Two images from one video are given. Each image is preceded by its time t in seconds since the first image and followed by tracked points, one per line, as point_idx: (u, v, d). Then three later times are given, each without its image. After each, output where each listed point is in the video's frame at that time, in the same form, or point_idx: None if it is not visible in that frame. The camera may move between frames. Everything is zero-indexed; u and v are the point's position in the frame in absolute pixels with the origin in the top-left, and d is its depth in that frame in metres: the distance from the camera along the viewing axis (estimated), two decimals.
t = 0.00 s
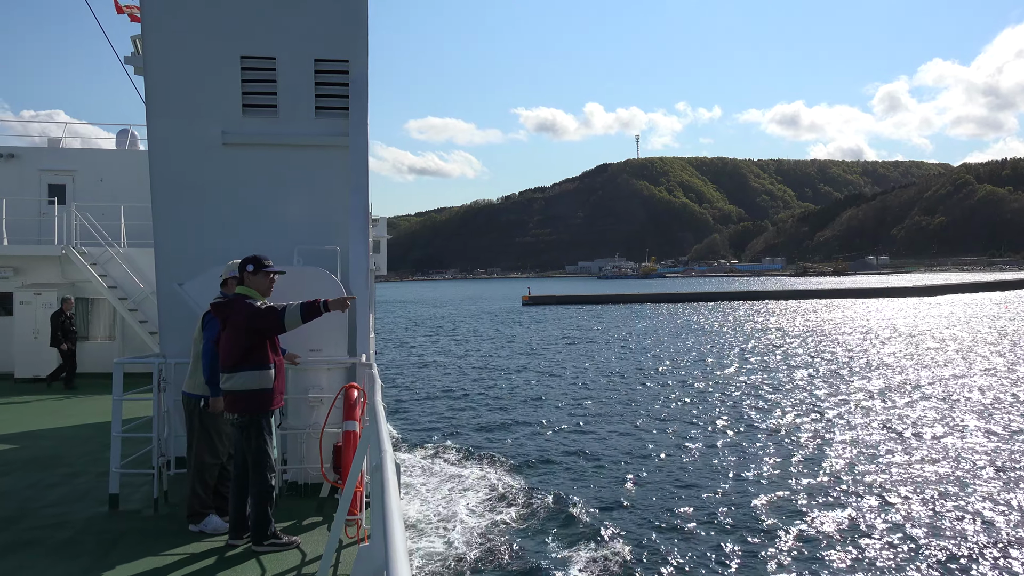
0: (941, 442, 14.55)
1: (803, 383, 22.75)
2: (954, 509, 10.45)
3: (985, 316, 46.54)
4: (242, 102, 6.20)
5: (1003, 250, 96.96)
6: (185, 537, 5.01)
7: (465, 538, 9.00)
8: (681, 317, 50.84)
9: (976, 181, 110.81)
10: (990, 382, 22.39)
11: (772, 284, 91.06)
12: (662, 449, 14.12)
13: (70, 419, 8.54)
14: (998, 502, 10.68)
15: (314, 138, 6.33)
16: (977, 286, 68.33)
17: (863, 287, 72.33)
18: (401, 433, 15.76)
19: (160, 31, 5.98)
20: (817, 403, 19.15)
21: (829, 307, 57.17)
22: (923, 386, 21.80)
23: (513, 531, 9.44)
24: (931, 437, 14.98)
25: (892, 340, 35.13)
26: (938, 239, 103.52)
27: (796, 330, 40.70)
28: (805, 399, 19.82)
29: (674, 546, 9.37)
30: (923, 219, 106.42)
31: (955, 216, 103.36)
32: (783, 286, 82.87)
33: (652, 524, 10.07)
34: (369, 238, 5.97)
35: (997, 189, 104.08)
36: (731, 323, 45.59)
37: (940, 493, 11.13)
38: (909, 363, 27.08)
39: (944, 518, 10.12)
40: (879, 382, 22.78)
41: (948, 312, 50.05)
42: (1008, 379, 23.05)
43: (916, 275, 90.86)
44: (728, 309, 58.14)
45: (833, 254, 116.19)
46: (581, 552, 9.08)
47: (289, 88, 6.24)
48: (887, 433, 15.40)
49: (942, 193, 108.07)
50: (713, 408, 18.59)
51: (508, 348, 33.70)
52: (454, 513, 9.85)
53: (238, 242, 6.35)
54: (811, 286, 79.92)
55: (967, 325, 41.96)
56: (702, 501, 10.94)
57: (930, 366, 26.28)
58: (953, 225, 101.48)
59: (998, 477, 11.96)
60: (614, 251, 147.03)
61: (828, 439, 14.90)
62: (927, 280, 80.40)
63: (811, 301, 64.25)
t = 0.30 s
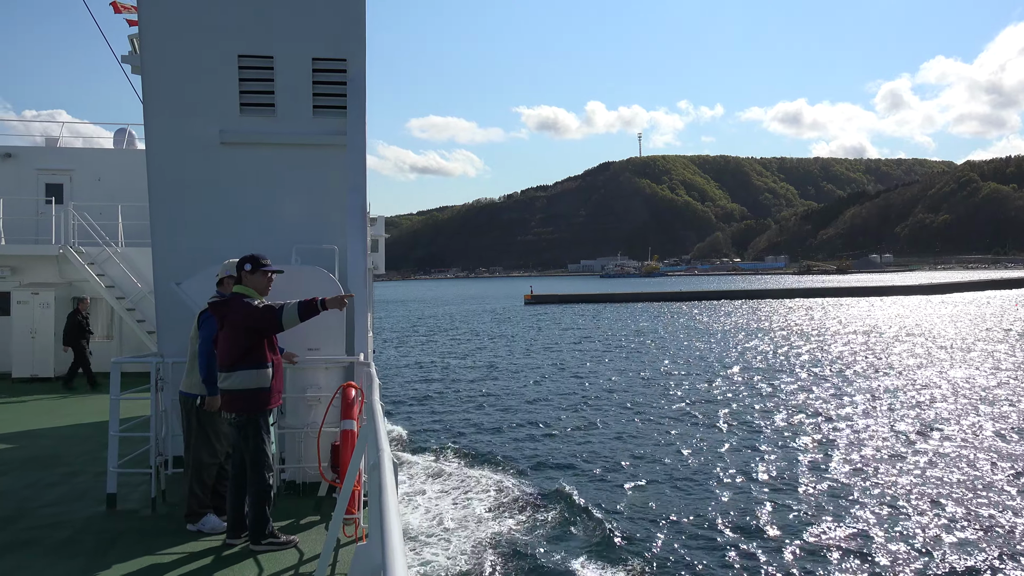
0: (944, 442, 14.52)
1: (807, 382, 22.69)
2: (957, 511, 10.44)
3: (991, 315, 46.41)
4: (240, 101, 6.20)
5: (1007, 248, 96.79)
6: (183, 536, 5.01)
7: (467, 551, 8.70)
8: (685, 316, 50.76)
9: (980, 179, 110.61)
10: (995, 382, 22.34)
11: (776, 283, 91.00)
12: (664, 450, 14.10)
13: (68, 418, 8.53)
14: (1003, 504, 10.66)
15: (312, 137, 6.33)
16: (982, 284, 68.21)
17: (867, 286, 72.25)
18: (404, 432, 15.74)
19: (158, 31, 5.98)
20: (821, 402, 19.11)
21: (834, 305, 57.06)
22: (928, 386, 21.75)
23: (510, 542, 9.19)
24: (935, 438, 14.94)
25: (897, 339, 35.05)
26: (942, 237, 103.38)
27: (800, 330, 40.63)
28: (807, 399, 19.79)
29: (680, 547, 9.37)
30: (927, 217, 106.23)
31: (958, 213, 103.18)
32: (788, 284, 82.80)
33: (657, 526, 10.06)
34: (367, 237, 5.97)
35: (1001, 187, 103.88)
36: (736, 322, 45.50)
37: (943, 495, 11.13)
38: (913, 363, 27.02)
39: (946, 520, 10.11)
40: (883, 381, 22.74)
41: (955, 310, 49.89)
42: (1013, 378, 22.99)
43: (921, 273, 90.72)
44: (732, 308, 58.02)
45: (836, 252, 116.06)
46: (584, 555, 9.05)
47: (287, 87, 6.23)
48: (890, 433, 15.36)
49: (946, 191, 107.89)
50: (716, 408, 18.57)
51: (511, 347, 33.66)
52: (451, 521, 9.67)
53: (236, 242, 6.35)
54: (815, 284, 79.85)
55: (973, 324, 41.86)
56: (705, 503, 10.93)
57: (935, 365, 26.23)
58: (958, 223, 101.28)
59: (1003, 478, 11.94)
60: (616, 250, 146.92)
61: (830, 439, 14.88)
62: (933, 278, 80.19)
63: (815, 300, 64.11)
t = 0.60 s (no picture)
0: (942, 441, 14.55)
1: (806, 382, 22.70)
2: (953, 508, 10.49)
3: (991, 314, 46.43)
4: (234, 100, 6.19)
5: (1007, 246, 96.85)
6: (177, 536, 5.00)
7: (464, 550, 8.61)
8: (685, 315, 50.73)
9: (980, 177, 110.69)
10: (994, 381, 22.36)
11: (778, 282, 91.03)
12: (662, 449, 14.10)
13: (59, 418, 8.50)
14: (1000, 502, 10.69)
15: (306, 135, 6.32)
16: (983, 283, 68.28)
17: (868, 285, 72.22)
18: (401, 432, 15.70)
19: (151, 30, 5.97)
20: (820, 402, 19.14)
21: (834, 305, 57.07)
22: (928, 385, 21.76)
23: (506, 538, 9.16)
24: (933, 437, 14.96)
25: (896, 338, 35.06)
26: (942, 236, 103.49)
27: (801, 329, 40.64)
28: (806, 398, 19.82)
29: (675, 542, 9.44)
30: (927, 216, 106.27)
31: (958, 212, 103.23)
32: (790, 284, 82.72)
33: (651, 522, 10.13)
34: (361, 236, 5.96)
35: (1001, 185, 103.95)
36: (736, 321, 45.51)
37: (940, 493, 11.17)
38: (913, 362, 27.04)
39: (942, 516, 10.18)
40: (882, 381, 22.75)
41: (956, 309, 49.88)
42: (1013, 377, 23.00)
43: (921, 272, 90.82)
44: (732, 307, 57.99)
45: (836, 251, 116.19)
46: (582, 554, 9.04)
47: (281, 86, 6.22)
48: (888, 433, 15.38)
49: (946, 190, 107.93)
50: (713, 407, 18.58)
51: (510, 347, 33.62)
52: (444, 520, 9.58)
53: (229, 241, 6.34)
54: (817, 283, 79.78)
55: (974, 323, 41.85)
56: (701, 500, 10.99)
57: (935, 365, 26.24)
58: (958, 221, 101.29)
59: (1000, 477, 11.97)
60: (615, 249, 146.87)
61: (827, 438, 14.90)
62: (934, 277, 80.32)
63: (815, 299, 64.10)
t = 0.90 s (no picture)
0: (944, 444, 14.53)
1: (808, 384, 22.64)
2: (956, 513, 10.47)
3: (994, 315, 46.38)
4: (230, 101, 6.18)
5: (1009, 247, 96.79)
6: (173, 538, 4.99)
7: (465, 559, 8.57)
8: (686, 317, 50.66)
9: (981, 178, 110.59)
10: (996, 383, 22.32)
11: (779, 283, 90.92)
12: (662, 452, 14.07)
13: (56, 420, 8.50)
14: (1002, 507, 10.67)
15: (302, 136, 6.31)
16: (985, 285, 68.22)
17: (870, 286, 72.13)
18: (401, 435, 15.67)
19: (147, 31, 5.96)
20: (821, 405, 19.11)
21: (836, 306, 57.03)
22: (930, 387, 21.71)
23: (508, 549, 9.11)
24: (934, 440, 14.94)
25: (898, 341, 35.02)
26: (943, 237, 103.44)
27: (803, 330, 40.58)
28: (806, 401, 19.78)
29: (682, 549, 9.42)
30: (928, 217, 106.24)
31: (960, 212, 103.13)
32: (792, 285, 82.63)
33: (657, 527, 10.13)
34: (358, 237, 5.94)
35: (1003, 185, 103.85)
36: (737, 323, 45.46)
37: (944, 497, 11.14)
38: (914, 364, 26.99)
39: (945, 522, 10.17)
40: (884, 383, 22.70)
41: (959, 311, 49.82)
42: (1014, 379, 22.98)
43: (923, 273, 90.73)
44: (734, 308, 57.96)
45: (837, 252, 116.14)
46: (582, 561, 9.00)
47: (276, 87, 6.21)
48: (889, 436, 15.35)
49: (947, 191, 107.89)
50: (714, 410, 18.57)
51: (511, 348, 33.56)
52: (444, 530, 9.48)
53: (225, 241, 6.33)
54: (819, 284, 79.69)
55: (976, 325, 41.78)
56: (704, 505, 10.97)
57: (936, 367, 26.20)
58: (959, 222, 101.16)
59: (1003, 482, 11.93)
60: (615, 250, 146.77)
61: (828, 442, 14.88)
62: (937, 278, 80.19)
63: (817, 301, 63.97)
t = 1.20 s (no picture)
0: (951, 447, 14.48)
1: (815, 388, 22.55)
2: (965, 515, 10.45)
3: (1002, 317, 46.19)
4: (231, 103, 6.18)
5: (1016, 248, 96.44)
6: (175, 540, 4.98)
7: (471, 564, 8.54)
8: (692, 319, 50.56)
9: (987, 178, 110.28)
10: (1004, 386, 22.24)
11: (786, 285, 90.69)
12: (668, 455, 14.04)
13: (57, 422, 8.51)
14: (1009, 510, 10.63)
15: (303, 139, 6.31)
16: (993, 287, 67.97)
17: (877, 288, 71.89)
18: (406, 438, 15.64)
19: (149, 35, 5.97)
20: (827, 407, 19.05)
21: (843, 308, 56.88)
22: (939, 390, 21.62)
23: (514, 555, 9.05)
24: (942, 442, 14.89)
25: (905, 343, 34.91)
26: (949, 238, 103.14)
27: (810, 333, 40.48)
28: (812, 404, 19.71)
29: (696, 551, 9.40)
30: (934, 218, 105.95)
31: (966, 213, 102.78)
32: (799, 287, 82.40)
33: (667, 530, 10.11)
34: (359, 239, 5.94)
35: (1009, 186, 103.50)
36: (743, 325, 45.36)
37: (954, 500, 11.11)
38: (922, 367, 26.89)
39: (956, 525, 10.14)
40: (892, 386, 22.64)
41: (967, 313, 49.63)
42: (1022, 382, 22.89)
43: (930, 274, 90.46)
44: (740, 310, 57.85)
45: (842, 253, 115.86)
46: (589, 565, 8.97)
47: (277, 89, 6.22)
48: (897, 438, 15.30)
49: (954, 192, 107.57)
50: (720, 413, 18.52)
51: (517, 351, 33.53)
52: (448, 536, 9.38)
53: (226, 243, 6.33)
54: (826, 286, 79.46)
55: (984, 326, 41.61)
56: (712, 507, 10.96)
57: (944, 369, 26.09)
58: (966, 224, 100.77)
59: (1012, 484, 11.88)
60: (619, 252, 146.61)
61: (834, 444, 14.83)
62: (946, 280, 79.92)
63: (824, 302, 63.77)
